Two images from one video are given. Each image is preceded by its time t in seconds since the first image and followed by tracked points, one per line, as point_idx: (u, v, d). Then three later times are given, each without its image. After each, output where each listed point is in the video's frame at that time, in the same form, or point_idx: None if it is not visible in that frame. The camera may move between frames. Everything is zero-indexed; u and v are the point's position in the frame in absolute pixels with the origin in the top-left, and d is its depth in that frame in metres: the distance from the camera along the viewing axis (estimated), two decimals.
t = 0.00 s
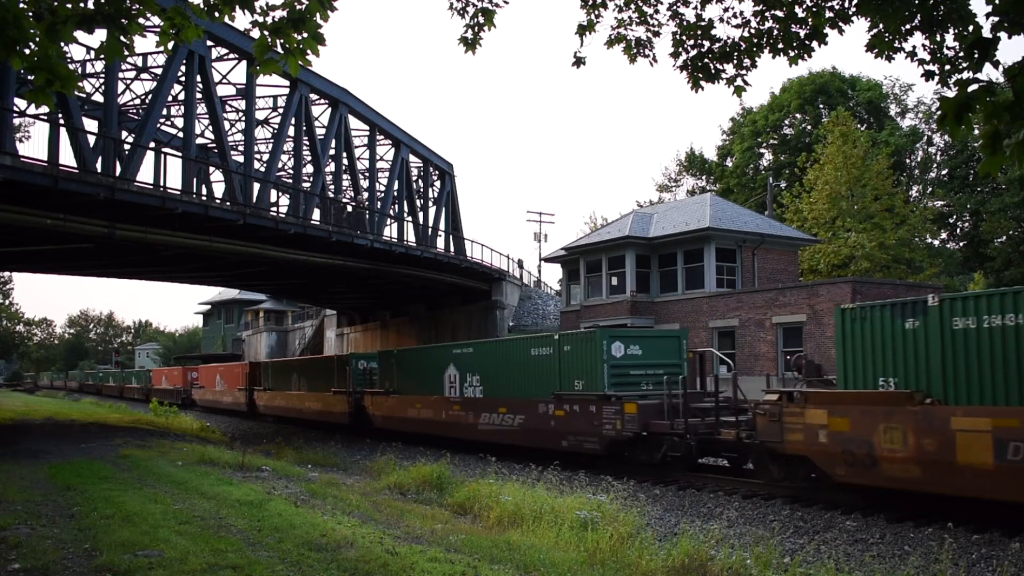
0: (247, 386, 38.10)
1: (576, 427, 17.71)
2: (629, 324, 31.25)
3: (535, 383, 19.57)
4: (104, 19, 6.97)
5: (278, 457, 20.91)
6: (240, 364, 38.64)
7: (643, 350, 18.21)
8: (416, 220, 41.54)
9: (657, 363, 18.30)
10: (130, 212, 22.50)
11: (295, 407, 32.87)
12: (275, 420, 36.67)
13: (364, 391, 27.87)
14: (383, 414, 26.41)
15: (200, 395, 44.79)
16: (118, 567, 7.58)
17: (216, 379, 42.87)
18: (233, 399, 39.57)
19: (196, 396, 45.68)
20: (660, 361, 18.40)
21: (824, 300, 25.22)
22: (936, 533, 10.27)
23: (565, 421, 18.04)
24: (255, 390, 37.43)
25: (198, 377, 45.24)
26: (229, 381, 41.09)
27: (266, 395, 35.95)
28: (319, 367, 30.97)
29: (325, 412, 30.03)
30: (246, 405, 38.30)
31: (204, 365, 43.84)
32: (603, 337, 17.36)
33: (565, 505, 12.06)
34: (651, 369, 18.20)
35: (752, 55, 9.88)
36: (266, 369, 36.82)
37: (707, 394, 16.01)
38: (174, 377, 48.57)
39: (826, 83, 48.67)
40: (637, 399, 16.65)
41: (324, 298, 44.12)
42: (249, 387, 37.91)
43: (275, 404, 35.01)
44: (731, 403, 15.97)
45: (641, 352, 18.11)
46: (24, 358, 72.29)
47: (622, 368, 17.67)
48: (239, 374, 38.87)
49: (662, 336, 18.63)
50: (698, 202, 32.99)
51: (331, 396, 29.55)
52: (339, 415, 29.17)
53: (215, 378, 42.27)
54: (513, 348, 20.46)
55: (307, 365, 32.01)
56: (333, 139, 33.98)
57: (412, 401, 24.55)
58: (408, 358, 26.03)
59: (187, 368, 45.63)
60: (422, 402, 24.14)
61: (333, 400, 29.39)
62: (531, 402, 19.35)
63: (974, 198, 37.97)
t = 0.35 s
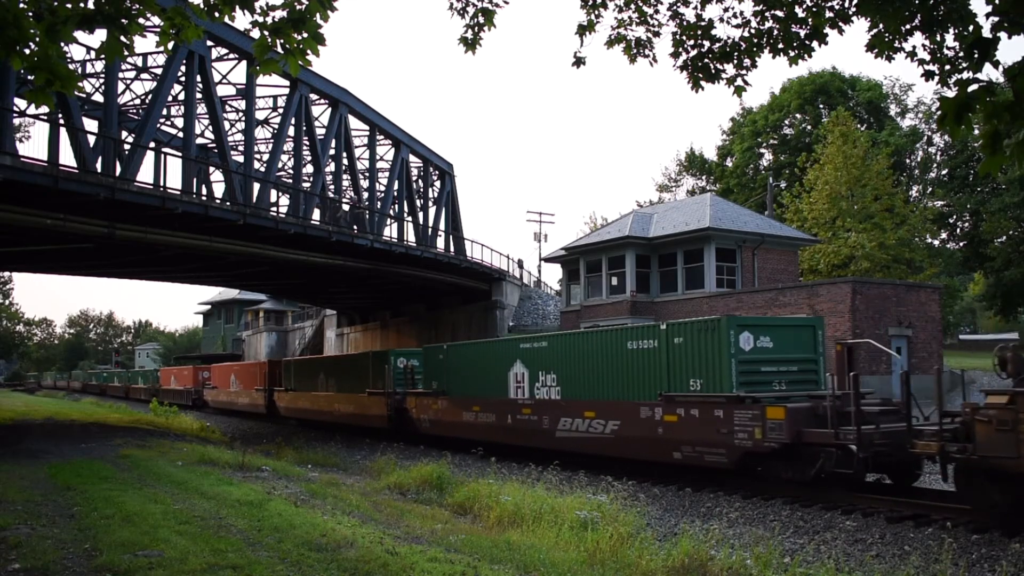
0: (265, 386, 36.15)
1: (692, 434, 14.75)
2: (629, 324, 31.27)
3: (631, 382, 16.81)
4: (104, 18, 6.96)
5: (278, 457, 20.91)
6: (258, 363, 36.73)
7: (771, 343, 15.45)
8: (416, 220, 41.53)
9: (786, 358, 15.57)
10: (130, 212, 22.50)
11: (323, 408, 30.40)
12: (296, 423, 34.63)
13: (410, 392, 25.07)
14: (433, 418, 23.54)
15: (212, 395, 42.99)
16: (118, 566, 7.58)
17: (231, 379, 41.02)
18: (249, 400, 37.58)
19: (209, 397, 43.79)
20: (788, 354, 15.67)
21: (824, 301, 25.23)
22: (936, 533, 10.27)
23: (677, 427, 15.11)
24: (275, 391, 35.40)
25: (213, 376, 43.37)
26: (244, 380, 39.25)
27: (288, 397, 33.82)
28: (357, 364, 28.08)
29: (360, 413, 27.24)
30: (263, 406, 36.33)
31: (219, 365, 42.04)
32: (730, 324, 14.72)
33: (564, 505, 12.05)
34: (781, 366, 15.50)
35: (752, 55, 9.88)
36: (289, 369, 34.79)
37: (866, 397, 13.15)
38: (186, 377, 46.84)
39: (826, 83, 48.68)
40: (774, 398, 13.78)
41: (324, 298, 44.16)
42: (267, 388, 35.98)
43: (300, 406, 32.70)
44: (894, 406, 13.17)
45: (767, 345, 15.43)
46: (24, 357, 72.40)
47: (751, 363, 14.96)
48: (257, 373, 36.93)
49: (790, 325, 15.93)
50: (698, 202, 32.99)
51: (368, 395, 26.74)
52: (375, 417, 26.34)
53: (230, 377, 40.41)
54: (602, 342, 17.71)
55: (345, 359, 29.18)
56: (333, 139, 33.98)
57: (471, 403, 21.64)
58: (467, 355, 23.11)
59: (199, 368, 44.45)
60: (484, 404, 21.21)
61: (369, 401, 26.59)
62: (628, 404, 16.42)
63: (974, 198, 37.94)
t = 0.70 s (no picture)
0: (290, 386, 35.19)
1: (869, 447, 11.99)
2: (629, 324, 31.27)
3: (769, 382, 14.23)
4: (104, 19, 6.95)
5: (278, 457, 20.90)
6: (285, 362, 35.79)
7: (971, 332, 12.73)
8: (416, 220, 41.54)
9: (988, 350, 12.86)
10: (130, 212, 22.49)
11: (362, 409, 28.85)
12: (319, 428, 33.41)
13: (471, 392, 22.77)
14: (497, 423, 21.11)
15: (226, 396, 41.92)
16: (118, 566, 7.58)
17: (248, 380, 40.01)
18: (269, 401, 36.53)
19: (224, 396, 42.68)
20: (991, 345, 12.94)
21: (824, 300, 25.23)
22: (936, 533, 10.26)
23: (846, 438, 12.37)
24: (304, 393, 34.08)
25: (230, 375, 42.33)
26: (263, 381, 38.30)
27: (319, 398, 32.60)
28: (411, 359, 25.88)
29: (410, 413, 25.09)
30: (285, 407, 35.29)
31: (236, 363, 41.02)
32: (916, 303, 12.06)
33: (565, 505, 12.05)
34: (982, 361, 12.76)
35: (752, 55, 9.88)
36: (320, 369, 33.59)
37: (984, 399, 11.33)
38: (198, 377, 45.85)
39: (826, 83, 48.67)
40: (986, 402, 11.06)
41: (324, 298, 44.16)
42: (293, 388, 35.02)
43: (333, 409, 31.16)
44: None
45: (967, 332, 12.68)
46: (24, 357, 72.32)
47: (951, 357, 12.15)
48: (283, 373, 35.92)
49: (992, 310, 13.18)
50: (698, 202, 32.98)
51: (421, 395, 24.56)
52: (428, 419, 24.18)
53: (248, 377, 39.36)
54: (735, 336, 15.04)
55: (394, 357, 27.06)
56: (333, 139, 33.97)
57: (547, 405, 19.21)
58: (536, 348, 20.56)
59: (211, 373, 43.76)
60: (563, 408, 18.72)
61: (423, 400, 24.44)
62: (772, 407, 13.81)
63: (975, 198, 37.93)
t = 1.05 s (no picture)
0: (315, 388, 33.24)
1: None
2: (629, 324, 31.28)
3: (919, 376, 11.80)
4: (105, 19, 6.95)
5: (277, 457, 20.91)
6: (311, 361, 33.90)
7: None
8: (416, 220, 41.54)
9: None
10: (131, 212, 22.50)
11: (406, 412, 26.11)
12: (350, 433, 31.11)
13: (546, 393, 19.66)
14: (580, 430, 18.00)
15: (242, 398, 40.09)
16: (117, 566, 7.57)
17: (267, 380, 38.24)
18: (290, 403, 34.63)
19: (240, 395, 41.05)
20: None
21: (824, 300, 25.24)
22: (936, 533, 10.26)
23: None
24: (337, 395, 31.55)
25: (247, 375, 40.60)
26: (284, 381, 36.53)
27: (353, 400, 30.09)
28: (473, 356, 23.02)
29: (468, 417, 22.20)
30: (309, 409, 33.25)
31: (256, 362, 39.28)
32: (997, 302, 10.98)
33: (564, 505, 12.05)
34: None
35: (752, 55, 9.87)
36: (356, 369, 30.99)
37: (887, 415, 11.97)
38: (209, 375, 43.96)
39: (826, 83, 48.67)
40: None
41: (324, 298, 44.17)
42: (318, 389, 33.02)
43: (371, 413, 28.45)
44: None
45: None
46: (23, 357, 72.29)
47: None
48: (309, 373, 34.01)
49: None
50: (698, 202, 32.98)
51: (485, 398, 21.62)
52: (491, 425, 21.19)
53: (269, 378, 37.54)
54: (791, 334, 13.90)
55: (453, 353, 24.26)
56: (333, 139, 33.97)
57: (650, 409, 16.07)
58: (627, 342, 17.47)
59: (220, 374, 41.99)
60: (674, 412, 15.51)
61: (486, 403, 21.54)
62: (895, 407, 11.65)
63: (974, 198, 37.97)
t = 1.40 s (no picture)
0: (340, 387, 30.17)
1: None
2: (629, 324, 31.28)
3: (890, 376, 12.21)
4: (104, 18, 6.94)
5: (277, 457, 20.90)
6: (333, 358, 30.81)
7: None
8: (416, 220, 41.53)
9: None
10: (131, 212, 22.50)
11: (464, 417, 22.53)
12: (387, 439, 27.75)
13: (650, 394, 16.18)
14: (699, 439, 14.66)
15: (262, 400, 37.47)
16: (117, 566, 7.57)
17: (287, 381, 35.53)
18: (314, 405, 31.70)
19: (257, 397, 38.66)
20: None
21: (824, 300, 25.24)
22: (936, 533, 10.26)
23: None
24: (373, 396, 28.07)
25: (266, 374, 38.04)
26: (305, 381, 33.77)
27: (390, 401, 26.60)
28: (551, 352, 19.62)
29: (547, 422, 18.84)
30: (334, 410, 30.21)
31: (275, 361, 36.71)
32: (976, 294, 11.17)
33: (564, 505, 12.05)
34: None
35: (752, 55, 9.88)
36: (392, 365, 27.52)
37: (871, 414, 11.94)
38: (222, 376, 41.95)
39: (826, 83, 48.67)
40: None
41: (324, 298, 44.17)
42: (343, 389, 29.94)
43: (416, 415, 25.04)
44: None
45: None
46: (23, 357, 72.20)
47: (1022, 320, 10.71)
48: (332, 372, 30.93)
49: None
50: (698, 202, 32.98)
51: (568, 399, 18.22)
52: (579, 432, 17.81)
53: (290, 379, 34.73)
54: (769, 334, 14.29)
55: (518, 348, 20.86)
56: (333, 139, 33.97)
57: (809, 414, 12.78)
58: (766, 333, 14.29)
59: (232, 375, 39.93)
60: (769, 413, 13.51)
61: (569, 408, 18.16)
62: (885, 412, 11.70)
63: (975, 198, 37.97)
